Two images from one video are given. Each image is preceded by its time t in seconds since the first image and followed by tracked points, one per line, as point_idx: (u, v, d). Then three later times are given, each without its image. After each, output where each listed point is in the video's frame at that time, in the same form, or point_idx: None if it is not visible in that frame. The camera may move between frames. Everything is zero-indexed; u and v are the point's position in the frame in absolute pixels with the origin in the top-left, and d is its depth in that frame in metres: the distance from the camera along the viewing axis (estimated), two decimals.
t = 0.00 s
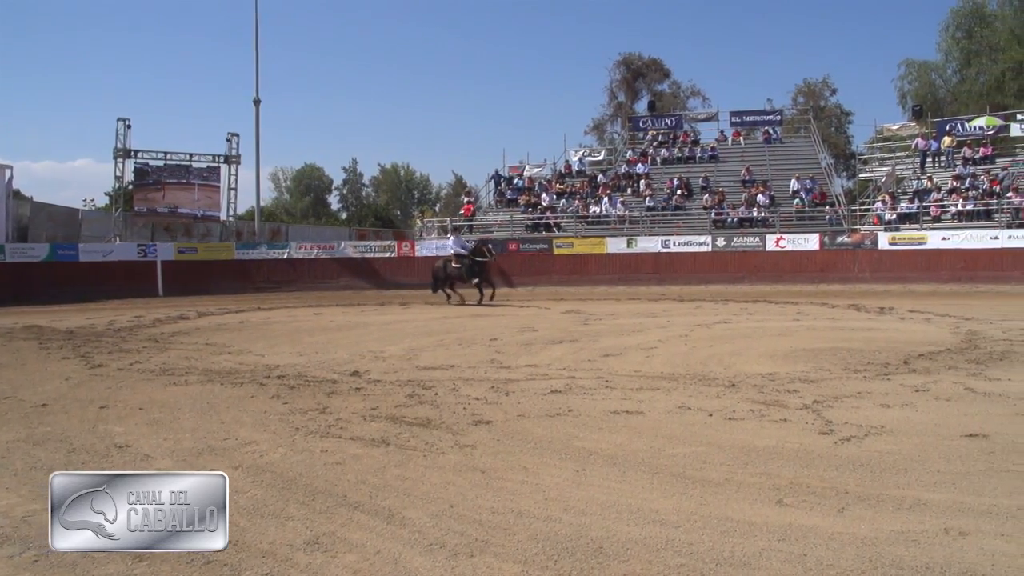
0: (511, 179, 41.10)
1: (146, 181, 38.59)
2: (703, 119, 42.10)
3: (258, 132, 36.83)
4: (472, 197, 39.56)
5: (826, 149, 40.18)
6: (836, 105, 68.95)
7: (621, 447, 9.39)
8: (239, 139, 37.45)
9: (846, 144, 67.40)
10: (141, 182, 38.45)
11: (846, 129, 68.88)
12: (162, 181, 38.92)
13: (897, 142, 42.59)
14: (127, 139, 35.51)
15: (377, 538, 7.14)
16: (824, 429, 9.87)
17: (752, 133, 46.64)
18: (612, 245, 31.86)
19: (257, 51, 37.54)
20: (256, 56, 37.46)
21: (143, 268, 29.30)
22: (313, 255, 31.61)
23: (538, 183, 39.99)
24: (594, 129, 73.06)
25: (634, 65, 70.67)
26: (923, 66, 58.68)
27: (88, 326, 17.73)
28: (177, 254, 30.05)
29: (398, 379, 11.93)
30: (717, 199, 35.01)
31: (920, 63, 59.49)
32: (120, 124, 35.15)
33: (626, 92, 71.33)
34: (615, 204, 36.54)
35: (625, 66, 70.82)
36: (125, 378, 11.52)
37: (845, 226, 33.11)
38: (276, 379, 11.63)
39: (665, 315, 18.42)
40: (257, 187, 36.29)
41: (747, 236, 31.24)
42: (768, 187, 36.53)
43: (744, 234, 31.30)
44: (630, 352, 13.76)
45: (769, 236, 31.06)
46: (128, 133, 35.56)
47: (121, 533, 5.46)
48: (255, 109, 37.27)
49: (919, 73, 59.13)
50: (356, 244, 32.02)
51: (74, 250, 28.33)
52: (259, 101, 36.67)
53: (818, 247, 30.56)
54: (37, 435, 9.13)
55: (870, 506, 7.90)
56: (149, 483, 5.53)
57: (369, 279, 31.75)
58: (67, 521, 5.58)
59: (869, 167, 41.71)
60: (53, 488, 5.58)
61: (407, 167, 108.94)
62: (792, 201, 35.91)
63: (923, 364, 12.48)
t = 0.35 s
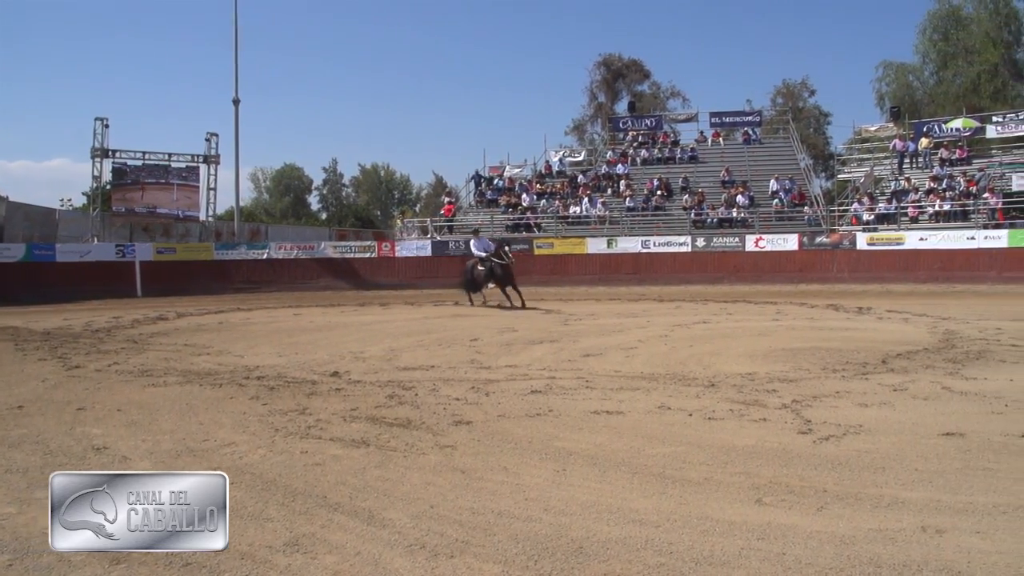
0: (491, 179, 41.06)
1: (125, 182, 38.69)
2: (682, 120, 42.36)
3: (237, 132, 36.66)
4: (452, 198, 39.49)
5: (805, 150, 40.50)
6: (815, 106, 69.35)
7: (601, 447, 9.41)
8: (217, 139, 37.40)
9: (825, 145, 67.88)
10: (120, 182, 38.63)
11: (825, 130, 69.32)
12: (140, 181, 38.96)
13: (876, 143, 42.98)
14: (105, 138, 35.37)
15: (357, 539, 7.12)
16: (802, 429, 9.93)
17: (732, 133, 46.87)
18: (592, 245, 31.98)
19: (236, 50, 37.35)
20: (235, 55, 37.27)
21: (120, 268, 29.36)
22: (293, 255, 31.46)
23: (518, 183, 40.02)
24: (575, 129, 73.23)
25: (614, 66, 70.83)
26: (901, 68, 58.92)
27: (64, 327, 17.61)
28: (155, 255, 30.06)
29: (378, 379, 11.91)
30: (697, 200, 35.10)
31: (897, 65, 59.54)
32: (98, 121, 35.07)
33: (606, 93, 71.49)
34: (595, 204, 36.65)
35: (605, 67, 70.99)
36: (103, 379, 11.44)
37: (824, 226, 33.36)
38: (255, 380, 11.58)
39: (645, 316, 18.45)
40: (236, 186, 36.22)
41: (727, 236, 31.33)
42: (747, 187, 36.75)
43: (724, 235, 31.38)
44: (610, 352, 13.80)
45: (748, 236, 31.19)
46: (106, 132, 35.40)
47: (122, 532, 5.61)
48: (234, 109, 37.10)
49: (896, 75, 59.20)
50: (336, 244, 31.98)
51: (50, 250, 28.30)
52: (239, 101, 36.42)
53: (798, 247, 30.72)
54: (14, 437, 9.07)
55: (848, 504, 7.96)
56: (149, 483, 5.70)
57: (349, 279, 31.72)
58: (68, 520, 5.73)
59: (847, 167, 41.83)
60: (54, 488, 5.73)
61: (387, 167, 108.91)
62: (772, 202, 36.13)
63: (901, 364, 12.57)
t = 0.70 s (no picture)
0: (474, 179, 41.03)
1: (105, 182, 38.35)
2: (664, 120, 42.46)
3: (217, 132, 36.56)
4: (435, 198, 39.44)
5: (786, 150, 40.70)
6: (796, 107, 69.70)
7: (583, 447, 9.42)
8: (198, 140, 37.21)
9: (806, 146, 68.27)
10: (100, 182, 38.25)
11: (806, 131, 69.67)
12: (121, 181, 38.55)
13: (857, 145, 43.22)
14: (85, 138, 35.15)
15: (339, 540, 7.11)
16: (784, 428, 9.98)
17: (713, 133, 47.08)
18: (574, 245, 31.99)
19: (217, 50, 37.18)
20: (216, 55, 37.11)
21: (101, 268, 29.26)
22: (275, 255, 31.45)
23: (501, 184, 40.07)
24: (557, 129, 73.33)
25: (596, 67, 70.97)
26: (882, 69, 59.03)
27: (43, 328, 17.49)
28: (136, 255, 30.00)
29: (361, 379, 11.89)
30: (679, 201, 35.34)
31: (877, 66, 59.48)
32: (78, 121, 34.79)
33: (588, 94, 71.64)
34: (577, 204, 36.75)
35: (587, 68, 71.15)
36: (82, 380, 11.35)
37: (805, 226, 33.55)
38: (236, 381, 11.51)
39: (628, 316, 18.50)
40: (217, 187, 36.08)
41: (709, 236, 31.43)
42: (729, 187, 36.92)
43: (706, 235, 31.50)
44: (592, 352, 13.83)
45: (730, 236, 31.30)
46: (85, 131, 35.12)
47: (121, 533, 5.45)
48: (216, 109, 36.96)
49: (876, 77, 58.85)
50: (318, 244, 31.86)
51: (29, 251, 28.10)
52: (221, 101, 36.24)
53: (779, 247, 30.86)
54: None
55: (829, 504, 7.99)
56: (149, 482, 5.55)
57: (332, 279, 31.68)
58: (67, 521, 5.55)
59: (829, 168, 41.88)
60: (53, 489, 5.56)
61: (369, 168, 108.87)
62: (754, 202, 36.32)
63: (882, 363, 12.65)
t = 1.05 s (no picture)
0: (459, 179, 41.03)
1: (88, 181, 38.43)
2: (649, 120, 42.51)
3: (201, 132, 36.50)
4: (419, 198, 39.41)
5: (770, 150, 40.77)
6: (780, 107, 69.98)
7: (567, 446, 9.44)
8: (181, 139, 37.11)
9: (790, 146, 68.57)
10: (83, 182, 38.36)
11: (790, 131, 69.95)
12: (104, 180, 38.66)
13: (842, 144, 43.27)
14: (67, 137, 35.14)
15: (322, 541, 7.09)
16: (767, 428, 10.02)
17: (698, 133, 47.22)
18: (559, 245, 32.05)
19: (201, 49, 37.05)
20: (200, 54, 36.97)
21: (84, 269, 29.23)
22: (259, 255, 31.35)
23: (486, 184, 40.09)
24: (542, 130, 73.47)
25: (580, 67, 71.07)
26: (866, 70, 59.01)
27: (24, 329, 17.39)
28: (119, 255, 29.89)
29: (345, 380, 11.87)
30: (663, 201, 35.51)
31: (860, 66, 59.58)
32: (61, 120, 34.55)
33: (572, 94, 71.74)
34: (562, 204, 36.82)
35: (571, 68, 71.23)
36: (64, 381, 11.28)
37: (789, 226, 33.67)
38: (220, 382, 11.47)
39: (612, 316, 18.51)
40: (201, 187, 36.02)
41: (693, 236, 31.52)
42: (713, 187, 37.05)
43: (690, 235, 31.60)
44: (577, 352, 13.84)
45: (714, 236, 31.37)
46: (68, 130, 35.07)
47: (122, 533, 5.37)
48: (200, 108, 36.83)
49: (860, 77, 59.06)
50: (303, 244, 31.79)
51: (12, 250, 28.07)
52: (204, 100, 36.19)
53: (763, 247, 30.97)
54: None
55: (814, 503, 8.02)
56: (149, 482, 5.43)
57: (316, 279, 31.66)
58: (68, 521, 5.48)
59: (813, 168, 42.06)
60: (53, 488, 5.48)
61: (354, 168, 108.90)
62: (738, 202, 36.47)
63: (865, 363, 12.70)
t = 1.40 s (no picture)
0: (446, 179, 41.01)
1: (73, 181, 38.30)
2: (636, 120, 42.59)
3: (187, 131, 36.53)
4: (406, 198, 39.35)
5: (757, 150, 40.92)
6: (766, 107, 70.24)
7: (554, 446, 9.45)
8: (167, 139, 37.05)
9: (777, 146, 68.83)
10: (68, 182, 38.25)
11: (777, 132, 70.23)
12: (89, 180, 38.55)
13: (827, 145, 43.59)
14: (52, 136, 35.09)
15: (309, 542, 7.08)
16: (754, 428, 10.05)
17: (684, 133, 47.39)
18: (546, 245, 32.06)
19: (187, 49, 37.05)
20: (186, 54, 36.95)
21: (70, 269, 29.10)
22: (245, 255, 31.34)
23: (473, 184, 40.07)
24: (528, 129, 73.53)
25: (567, 67, 71.19)
26: (851, 70, 59.15)
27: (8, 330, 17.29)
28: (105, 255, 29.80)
29: (332, 380, 11.85)
30: (650, 201, 35.63)
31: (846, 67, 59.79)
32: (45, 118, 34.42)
33: (559, 94, 71.83)
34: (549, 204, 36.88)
35: (558, 68, 71.33)
36: (49, 382, 11.23)
37: (776, 226, 33.82)
38: (207, 382, 11.44)
39: (599, 316, 18.53)
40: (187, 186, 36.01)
41: (680, 237, 31.62)
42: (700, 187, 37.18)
43: (677, 235, 31.70)
44: (564, 352, 13.86)
45: (701, 236, 31.46)
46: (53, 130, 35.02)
47: (122, 533, 5.38)
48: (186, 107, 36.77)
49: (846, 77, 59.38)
50: (289, 244, 31.80)
51: None
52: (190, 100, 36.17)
53: (750, 247, 31.08)
54: None
55: (799, 502, 8.06)
56: (149, 482, 5.44)
57: (303, 279, 31.65)
58: (68, 521, 5.50)
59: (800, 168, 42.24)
60: (53, 488, 5.48)
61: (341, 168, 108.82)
62: (724, 202, 36.60)
63: (851, 362, 12.77)
